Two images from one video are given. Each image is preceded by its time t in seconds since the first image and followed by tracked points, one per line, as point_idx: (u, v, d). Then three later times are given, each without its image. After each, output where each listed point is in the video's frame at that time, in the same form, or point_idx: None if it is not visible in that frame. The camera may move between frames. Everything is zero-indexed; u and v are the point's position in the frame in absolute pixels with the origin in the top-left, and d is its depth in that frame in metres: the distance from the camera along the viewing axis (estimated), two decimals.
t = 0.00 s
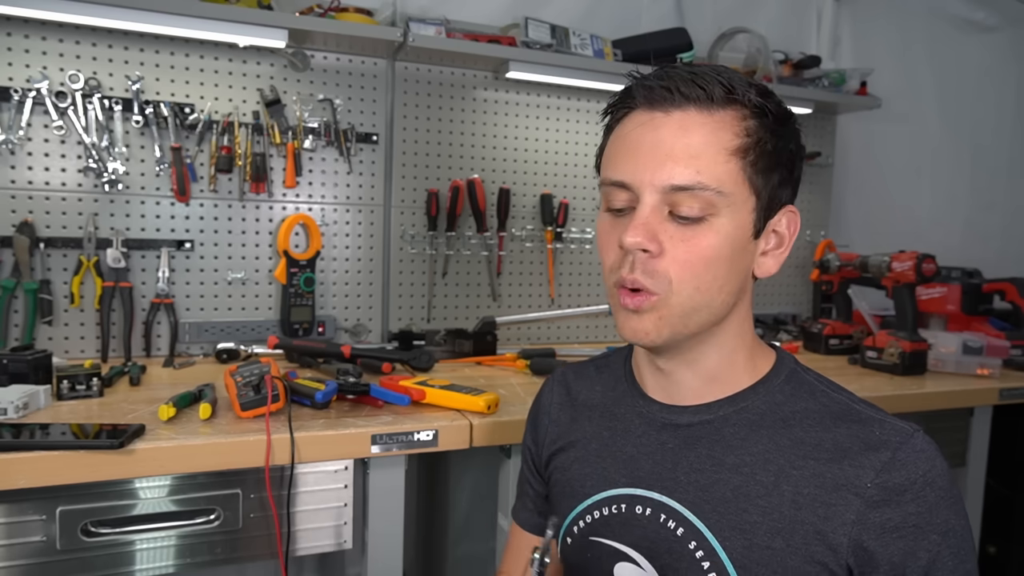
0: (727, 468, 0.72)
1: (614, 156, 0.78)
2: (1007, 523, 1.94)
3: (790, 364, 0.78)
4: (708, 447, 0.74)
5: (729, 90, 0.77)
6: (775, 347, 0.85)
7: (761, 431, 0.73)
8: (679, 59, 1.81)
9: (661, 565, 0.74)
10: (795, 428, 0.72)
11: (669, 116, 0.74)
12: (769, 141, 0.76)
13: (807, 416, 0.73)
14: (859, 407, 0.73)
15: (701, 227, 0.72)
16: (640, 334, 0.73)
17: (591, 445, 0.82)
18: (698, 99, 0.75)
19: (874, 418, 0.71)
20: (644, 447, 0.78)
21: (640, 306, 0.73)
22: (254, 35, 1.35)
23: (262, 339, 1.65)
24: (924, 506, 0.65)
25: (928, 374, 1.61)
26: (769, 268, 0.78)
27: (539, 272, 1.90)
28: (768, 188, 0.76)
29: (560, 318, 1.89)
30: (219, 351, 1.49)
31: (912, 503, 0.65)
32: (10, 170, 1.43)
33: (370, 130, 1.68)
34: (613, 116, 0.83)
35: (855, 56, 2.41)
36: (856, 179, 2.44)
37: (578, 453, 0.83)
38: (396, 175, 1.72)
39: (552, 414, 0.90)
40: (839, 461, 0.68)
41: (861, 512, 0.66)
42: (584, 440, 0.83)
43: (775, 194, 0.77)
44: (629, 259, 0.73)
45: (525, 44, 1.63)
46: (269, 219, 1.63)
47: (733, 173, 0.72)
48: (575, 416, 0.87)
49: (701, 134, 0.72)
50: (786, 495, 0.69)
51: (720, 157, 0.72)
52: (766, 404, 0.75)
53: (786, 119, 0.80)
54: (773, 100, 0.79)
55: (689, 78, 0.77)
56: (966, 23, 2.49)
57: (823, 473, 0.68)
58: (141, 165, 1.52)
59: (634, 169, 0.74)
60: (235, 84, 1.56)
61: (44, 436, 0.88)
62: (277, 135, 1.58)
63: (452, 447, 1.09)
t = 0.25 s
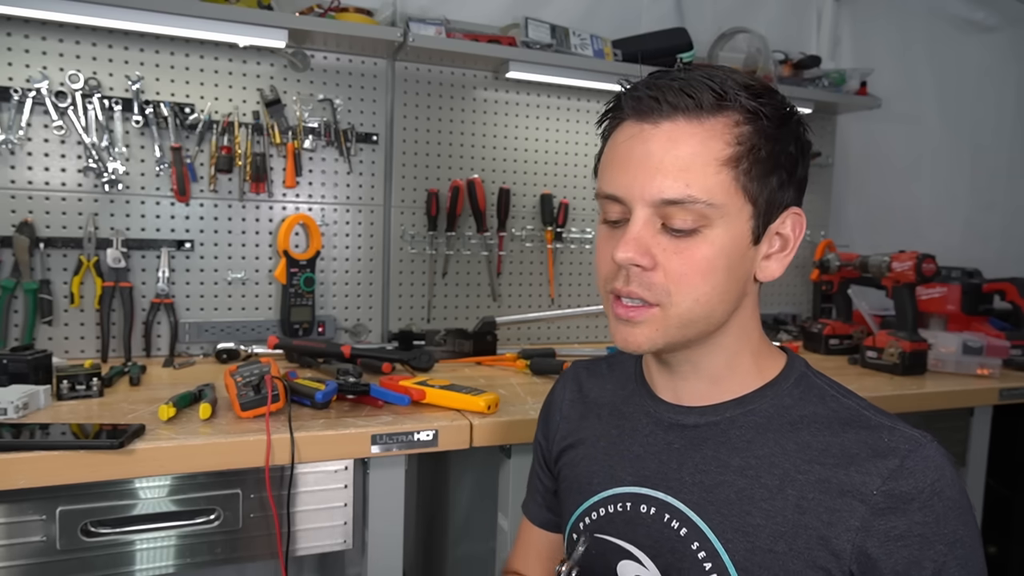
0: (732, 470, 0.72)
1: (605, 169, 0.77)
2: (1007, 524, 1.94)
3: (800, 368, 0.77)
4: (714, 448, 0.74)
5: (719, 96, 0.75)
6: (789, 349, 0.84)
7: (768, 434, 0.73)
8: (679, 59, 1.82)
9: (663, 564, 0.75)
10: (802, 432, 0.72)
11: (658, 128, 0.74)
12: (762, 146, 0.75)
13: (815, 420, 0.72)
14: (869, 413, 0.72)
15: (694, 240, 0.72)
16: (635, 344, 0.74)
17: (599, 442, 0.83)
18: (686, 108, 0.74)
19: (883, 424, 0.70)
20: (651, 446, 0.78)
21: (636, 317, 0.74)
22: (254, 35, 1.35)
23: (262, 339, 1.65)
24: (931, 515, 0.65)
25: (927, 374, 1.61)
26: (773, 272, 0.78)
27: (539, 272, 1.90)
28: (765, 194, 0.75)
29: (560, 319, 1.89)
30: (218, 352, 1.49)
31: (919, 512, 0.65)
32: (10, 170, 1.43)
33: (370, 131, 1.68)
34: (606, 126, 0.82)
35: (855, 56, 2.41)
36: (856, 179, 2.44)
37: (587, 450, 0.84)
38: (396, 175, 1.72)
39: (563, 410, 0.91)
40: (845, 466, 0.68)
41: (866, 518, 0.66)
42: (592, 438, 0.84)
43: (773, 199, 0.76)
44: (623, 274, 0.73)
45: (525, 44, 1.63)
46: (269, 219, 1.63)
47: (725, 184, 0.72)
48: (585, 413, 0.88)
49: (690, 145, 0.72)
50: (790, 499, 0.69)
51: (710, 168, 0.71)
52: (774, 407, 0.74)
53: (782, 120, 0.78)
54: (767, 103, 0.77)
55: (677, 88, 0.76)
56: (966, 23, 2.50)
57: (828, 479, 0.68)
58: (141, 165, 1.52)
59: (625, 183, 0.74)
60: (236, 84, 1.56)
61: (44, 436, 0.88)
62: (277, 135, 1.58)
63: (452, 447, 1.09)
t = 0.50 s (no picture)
0: (736, 473, 0.72)
1: (607, 170, 0.77)
2: (1007, 524, 1.94)
3: (808, 371, 0.77)
4: (719, 450, 0.74)
5: (721, 96, 0.75)
6: (797, 351, 0.84)
7: (773, 437, 0.73)
8: (679, 59, 1.82)
9: (664, 566, 0.75)
10: (808, 436, 0.72)
11: (660, 128, 0.73)
12: (766, 146, 0.75)
13: (823, 424, 0.72)
14: (877, 419, 0.71)
15: (696, 241, 0.71)
16: (638, 346, 0.74)
17: (605, 442, 0.83)
18: (688, 109, 0.74)
19: (892, 431, 0.70)
20: (655, 446, 0.79)
21: (638, 319, 0.74)
22: (254, 35, 1.35)
23: (262, 339, 1.65)
24: (939, 524, 0.64)
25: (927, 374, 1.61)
26: (778, 274, 0.78)
27: (539, 272, 1.90)
28: (768, 194, 0.74)
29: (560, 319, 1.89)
30: (219, 352, 1.49)
31: (927, 520, 0.64)
32: (10, 170, 1.43)
33: (369, 131, 1.68)
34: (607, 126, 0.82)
35: (855, 56, 2.41)
36: (857, 180, 2.44)
37: (593, 449, 0.84)
38: (396, 175, 1.72)
39: (570, 407, 0.91)
40: (852, 473, 0.68)
41: (871, 525, 0.66)
42: (598, 437, 0.85)
43: (777, 199, 0.75)
44: (624, 276, 0.73)
45: (525, 44, 1.63)
46: (268, 219, 1.63)
47: (727, 185, 0.71)
48: (591, 411, 0.88)
49: (691, 146, 0.71)
50: (795, 504, 0.69)
51: (712, 169, 0.71)
52: (780, 410, 0.74)
53: (785, 120, 0.78)
54: (771, 102, 0.77)
55: (679, 87, 0.76)
56: (966, 23, 2.50)
57: (834, 484, 0.68)
58: (141, 165, 1.52)
59: (626, 184, 0.74)
60: (236, 84, 1.56)
61: (44, 436, 0.88)
62: (277, 135, 1.58)
63: (452, 447, 1.09)
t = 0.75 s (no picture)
0: (735, 476, 0.72)
1: (627, 162, 0.77)
2: (1007, 524, 1.94)
3: (806, 372, 0.77)
4: (717, 454, 0.74)
5: (743, 90, 0.75)
6: (795, 351, 0.83)
7: (771, 440, 0.73)
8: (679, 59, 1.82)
9: (664, 569, 0.75)
10: (806, 439, 0.72)
11: (684, 120, 0.73)
12: (786, 140, 0.76)
13: (821, 426, 0.72)
14: (875, 419, 0.71)
15: (723, 234, 0.72)
16: (663, 343, 0.74)
17: (603, 444, 0.83)
18: (713, 101, 0.73)
19: (891, 432, 0.70)
20: (654, 449, 0.78)
21: (666, 315, 0.74)
22: (254, 35, 1.35)
23: (262, 339, 1.65)
24: (938, 526, 0.64)
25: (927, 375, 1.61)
26: (783, 270, 0.79)
27: (539, 272, 1.90)
28: (786, 189, 0.76)
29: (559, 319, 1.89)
30: (219, 352, 1.49)
31: (926, 523, 0.64)
32: (10, 170, 1.43)
33: (370, 130, 1.68)
34: (621, 118, 0.81)
35: (855, 56, 2.41)
36: (857, 180, 2.44)
37: (591, 450, 0.84)
38: (396, 175, 1.72)
39: (569, 408, 0.91)
40: (851, 475, 0.68)
41: (871, 528, 0.66)
42: (596, 438, 0.84)
43: (791, 195, 0.77)
44: (652, 270, 0.73)
45: (525, 44, 1.63)
46: (268, 219, 1.63)
47: (753, 177, 0.72)
48: (590, 413, 0.88)
49: (718, 138, 0.72)
50: (793, 507, 0.69)
51: (739, 162, 0.72)
52: (778, 412, 0.74)
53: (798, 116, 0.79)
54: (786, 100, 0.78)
55: (701, 80, 0.76)
56: (966, 24, 2.50)
57: (832, 488, 0.68)
58: (141, 165, 1.52)
59: (653, 177, 0.73)
60: (236, 84, 1.56)
61: (44, 436, 0.88)
62: (277, 135, 1.58)
63: (452, 447, 1.09)
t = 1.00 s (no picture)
0: (735, 475, 0.72)
1: (655, 147, 0.77)
2: (1007, 524, 1.94)
3: (803, 369, 0.77)
4: (716, 453, 0.74)
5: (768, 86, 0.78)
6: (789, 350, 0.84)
7: (771, 438, 0.73)
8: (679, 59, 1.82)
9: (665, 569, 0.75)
10: (806, 436, 0.72)
11: (717, 109, 0.75)
12: (803, 138, 0.80)
13: (819, 423, 0.72)
14: (874, 414, 0.72)
15: (752, 220, 0.74)
16: (691, 328, 0.73)
17: (599, 446, 0.83)
18: (744, 92, 0.76)
19: (889, 427, 0.70)
20: (652, 450, 0.78)
21: (694, 300, 0.73)
22: (253, 35, 1.35)
23: (262, 339, 1.65)
24: (939, 520, 0.64)
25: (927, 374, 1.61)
26: (786, 264, 0.82)
27: (539, 272, 1.90)
28: (799, 185, 0.80)
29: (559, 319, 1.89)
30: (218, 352, 1.49)
31: (926, 517, 0.65)
32: (10, 170, 1.43)
33: (370, 131, 1.68)
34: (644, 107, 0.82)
35: (855, 56, 2.41)
36: (857, 180, 2.44)
37: (588, 453, 0.84)
38: (396, 175, 1.72)
39: (564, 413, 0.91)
40: (850, 472, 0.68)
41: (872, 525, 0.66)
42: (593, 441, 0.84)
43: (800, 193, 0.81)
44: (685, 252, 0.73)
45: (525, 44, 1.63)
46: (269, 219, 1.63)
47: (778, 168, 0.75)
48: (585, 417, 0.88)
49: (750, 127, 0.74)
50: (795, 505, 0.69)
51: (768, 151, 0.74)
52: (777, 410, 0.74)
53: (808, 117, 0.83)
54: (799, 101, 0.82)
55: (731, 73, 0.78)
56: (966, 23, 2.50)
57: (833, 485, 0.68)
58: (141, 165, 1.52)
59: (686, 161, 0.74)
60: (236, 84, 1.56)
61: (44, 436, 0.88)
62: (277, 135, 1.58)
63: (452, 447, 1.09)
